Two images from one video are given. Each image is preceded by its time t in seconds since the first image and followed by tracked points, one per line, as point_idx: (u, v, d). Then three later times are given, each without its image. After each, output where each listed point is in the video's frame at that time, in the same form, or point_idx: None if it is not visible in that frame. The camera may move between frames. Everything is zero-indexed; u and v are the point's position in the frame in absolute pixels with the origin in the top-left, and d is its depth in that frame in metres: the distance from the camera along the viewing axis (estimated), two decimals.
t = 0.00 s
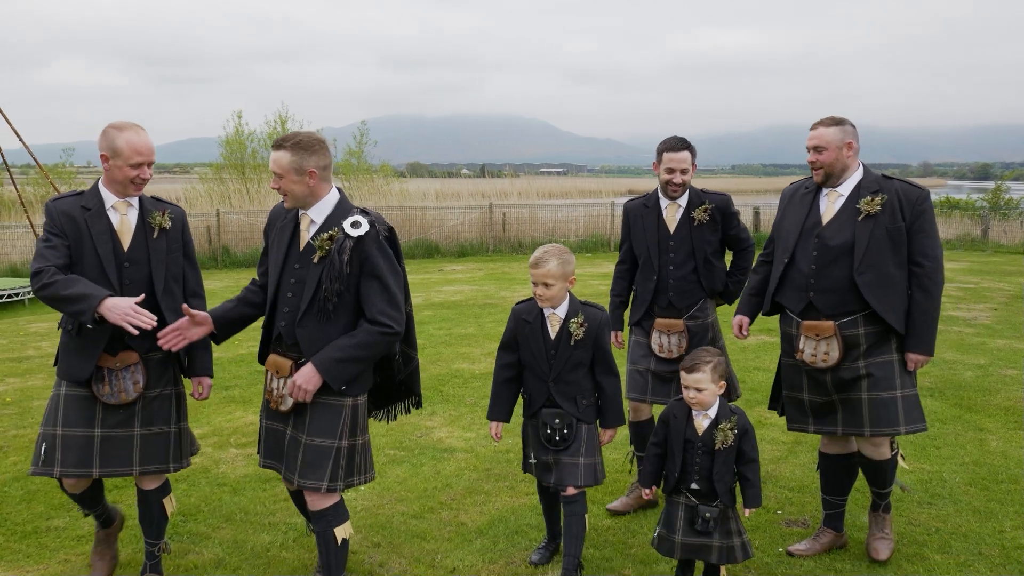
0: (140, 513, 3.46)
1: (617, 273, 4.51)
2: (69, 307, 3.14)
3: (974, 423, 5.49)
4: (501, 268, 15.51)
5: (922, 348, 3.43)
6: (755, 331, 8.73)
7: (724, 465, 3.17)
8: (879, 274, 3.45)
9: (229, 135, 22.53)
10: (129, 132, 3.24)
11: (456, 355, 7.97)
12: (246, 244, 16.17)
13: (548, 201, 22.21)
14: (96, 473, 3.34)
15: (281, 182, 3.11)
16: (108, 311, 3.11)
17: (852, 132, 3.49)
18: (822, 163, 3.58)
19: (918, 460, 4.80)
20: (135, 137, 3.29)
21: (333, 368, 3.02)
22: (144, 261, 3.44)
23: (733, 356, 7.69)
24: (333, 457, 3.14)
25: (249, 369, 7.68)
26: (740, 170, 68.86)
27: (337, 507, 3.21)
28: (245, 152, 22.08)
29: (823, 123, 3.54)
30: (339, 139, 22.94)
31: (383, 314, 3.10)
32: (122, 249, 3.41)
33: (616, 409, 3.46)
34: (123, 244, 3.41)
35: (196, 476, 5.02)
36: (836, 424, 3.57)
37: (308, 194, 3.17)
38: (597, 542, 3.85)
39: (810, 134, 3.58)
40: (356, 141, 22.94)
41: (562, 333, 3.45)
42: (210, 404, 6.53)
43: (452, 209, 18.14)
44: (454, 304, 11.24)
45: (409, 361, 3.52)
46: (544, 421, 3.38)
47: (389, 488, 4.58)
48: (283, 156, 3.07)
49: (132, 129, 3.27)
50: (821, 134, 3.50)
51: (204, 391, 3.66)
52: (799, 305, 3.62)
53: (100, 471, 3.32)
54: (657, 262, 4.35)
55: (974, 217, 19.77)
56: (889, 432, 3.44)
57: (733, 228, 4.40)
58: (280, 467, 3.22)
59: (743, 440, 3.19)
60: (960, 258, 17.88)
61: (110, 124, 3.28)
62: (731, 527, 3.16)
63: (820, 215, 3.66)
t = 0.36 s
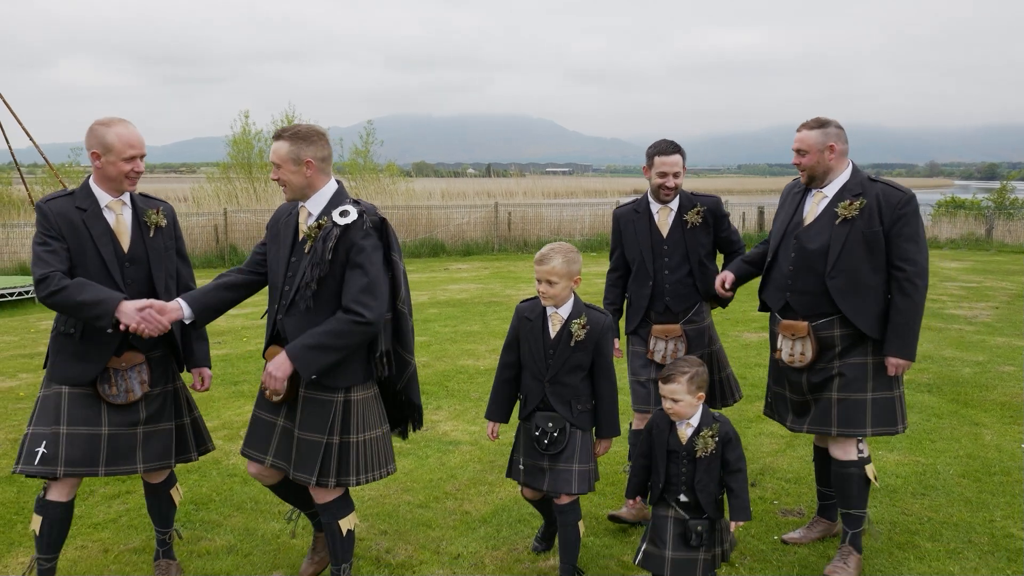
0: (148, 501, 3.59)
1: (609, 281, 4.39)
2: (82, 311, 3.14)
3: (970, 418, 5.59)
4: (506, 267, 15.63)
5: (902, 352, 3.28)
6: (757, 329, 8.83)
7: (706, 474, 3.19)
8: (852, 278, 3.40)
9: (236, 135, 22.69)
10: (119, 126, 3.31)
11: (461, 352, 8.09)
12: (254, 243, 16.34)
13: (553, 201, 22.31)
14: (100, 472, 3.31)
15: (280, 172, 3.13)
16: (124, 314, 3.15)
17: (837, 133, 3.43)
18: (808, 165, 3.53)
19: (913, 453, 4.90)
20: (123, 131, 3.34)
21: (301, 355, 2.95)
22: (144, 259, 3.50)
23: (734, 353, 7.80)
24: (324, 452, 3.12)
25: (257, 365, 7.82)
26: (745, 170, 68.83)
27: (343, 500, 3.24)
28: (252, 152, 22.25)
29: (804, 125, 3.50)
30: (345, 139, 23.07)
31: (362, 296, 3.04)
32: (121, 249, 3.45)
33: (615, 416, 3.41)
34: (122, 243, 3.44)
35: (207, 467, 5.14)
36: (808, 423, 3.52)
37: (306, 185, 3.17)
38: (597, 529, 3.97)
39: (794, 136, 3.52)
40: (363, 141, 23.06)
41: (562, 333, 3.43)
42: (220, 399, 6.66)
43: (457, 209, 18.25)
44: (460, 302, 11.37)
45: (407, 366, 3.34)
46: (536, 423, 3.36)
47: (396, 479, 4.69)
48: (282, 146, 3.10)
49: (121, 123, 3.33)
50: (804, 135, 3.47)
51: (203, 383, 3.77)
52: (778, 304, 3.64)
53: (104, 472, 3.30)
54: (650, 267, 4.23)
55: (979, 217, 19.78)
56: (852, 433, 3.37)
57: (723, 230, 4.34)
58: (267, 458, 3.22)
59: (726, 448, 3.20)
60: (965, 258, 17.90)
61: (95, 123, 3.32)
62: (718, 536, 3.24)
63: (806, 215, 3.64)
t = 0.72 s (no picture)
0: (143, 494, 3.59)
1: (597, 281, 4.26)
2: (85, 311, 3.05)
3: (964, 414, 5.68)
4: (509, 266, 15.73)
5: (868, 363, 3.23)
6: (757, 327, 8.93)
7: (691, 472, 3.15)
8: (828, 284, 3.37)
9: (241, 134, 22.80)
10: (94, 126, 3.20)
11: (464, 349, 8.19)
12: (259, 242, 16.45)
13: (557, 201, 22.41)
14: (92, 477, 3.24)
15: (264, 167, 3.17)
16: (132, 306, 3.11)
17: (829, 137, 3.39)
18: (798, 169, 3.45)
19: (907, 448, 4.99)
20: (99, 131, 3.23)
21: (290, 343, 2.97)
22: (127, 262, 3.41)
23: (734, 350, 7.89)
24: (329, 449, 3.16)
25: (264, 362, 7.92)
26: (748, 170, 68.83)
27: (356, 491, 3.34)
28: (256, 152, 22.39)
29: (798, 128, 3.46)
30: (349, 138, 23.17)
31: (347, 288, 3.05)
32: (104, 252, 3.34)
33: (608, 415, 3.38)
34: (105, 246, 3.34)
35: (215, 461, 5.24)
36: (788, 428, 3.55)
37: (290, 182, 3.21)
38: (596, 520, 4.08)
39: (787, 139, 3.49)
40: (367, 140, 23.12)
41: (555, 327, 3.45)
42: (227, 395, 6.77)
43: (461, 208, 18.34)
44: (463, 300, 11.48)
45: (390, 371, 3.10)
46: (530, 418, 3.39)
47: (400, 471, 4.77)
48: (269, 141, 3.14)
49: (96, 124, 3.22)
50: (795, 137, 3.43)
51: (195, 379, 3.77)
52: (758, 305, 3.64)
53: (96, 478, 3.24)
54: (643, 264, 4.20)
55: (982, 216, 19.81)
56: (829, 442, 3.38)
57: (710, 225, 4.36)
58: (260, 453, 3.19)
59: (712, 446, 3.14)
60: (966, 258, 17.96)
61: (68, 124, 3.20)
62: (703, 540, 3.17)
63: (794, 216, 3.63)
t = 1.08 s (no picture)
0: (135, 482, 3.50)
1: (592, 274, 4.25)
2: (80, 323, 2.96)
3: (959, 410, 5.78)
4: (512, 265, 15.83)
5: (839, 360, 3.27)
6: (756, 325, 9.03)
7: (683, 485, 3.03)
8: (812, 282, 3.41)
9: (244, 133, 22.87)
10: (90, 116, 3.07)
11: (467, 347, 8.29)
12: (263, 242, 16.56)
13: (559, 201, 22.53)
14: (112, 468, 3.16)
15: (238, 180, 3.13)
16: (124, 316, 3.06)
17: (824, 133, 3.43)
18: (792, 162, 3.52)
19: (901, 443, 5.09)
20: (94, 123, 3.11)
21: (274, 351, 2.95)
22: (124, 256, 3.27)
23: (733, 348, 8.00)
24: (326, 448, 3.16)
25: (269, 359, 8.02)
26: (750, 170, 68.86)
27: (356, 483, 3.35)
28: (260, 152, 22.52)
29: (795, 121, 3.49)
30: (352, 138, 23.26)
31: (327, 292, 3.04)
32: (103, 245, 3.19)
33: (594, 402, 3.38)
34: (104, 239, 3.19)
35: (223, 455, 5.32)
36: (769, 424, 3.63)
37: (266, 192, 3.18)
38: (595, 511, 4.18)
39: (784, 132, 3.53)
40: (370, 140, 23.21)
41: (550, 325, 3.41)
42: (234, 392, 6.86)
43: (464, 208, 18.43)
44: (465, 299, 11.59)
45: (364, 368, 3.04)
46: (534, 421, 3.33)
47: (403, 464, 4.83)
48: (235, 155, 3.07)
49: (91, 115, 3.10)
50: (792, 132, 3.47)
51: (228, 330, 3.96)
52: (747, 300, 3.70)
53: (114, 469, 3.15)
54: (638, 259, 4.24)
55: (983, 216, 19.88)
56: (809, 437, 3.44)
57: (698, 224, 4.44)
58: (263, 458, 3.17)
59: (705, 459, 3.03)
60: (967, 257, 18.02)
61: (60, 116, 3.06)
62: (692, 554, 3.06)
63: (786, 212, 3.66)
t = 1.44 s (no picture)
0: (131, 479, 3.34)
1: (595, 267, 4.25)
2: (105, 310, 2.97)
3: (953, 406, 5.87)
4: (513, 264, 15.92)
5: (818, 353, 3.27)
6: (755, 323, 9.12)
7: (676, 481, 3.04)
8: (795, 278, 3.46)
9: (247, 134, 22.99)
10: (100, 109, 3.16)
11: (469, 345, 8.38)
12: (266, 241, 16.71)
13: (560, 201, 22.61)
14: (121, 463, 3.17)
15: (202, 177, 3.10)
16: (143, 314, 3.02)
17: (811, 129, 3.50)
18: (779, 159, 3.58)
19: (895, 437, 5.19)
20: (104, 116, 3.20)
21: (207, 324, 2.85)
22: (132, 247, 3.35)
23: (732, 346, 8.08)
24: (305, 442, 3.15)
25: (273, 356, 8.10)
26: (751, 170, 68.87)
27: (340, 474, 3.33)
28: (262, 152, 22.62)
29: (782, 118, 3.56)
30: (354, 139, 23.38)
31: (273, 282, 2.96)
32: (114, 236, 3.27)
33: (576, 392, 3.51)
34: (114, 230, 3.27)
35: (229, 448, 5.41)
36: (749, 417, 3.66)
37: (231, 190, 3.16)
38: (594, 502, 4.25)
39: (771, 130, 3.59)
40: (372, 140, 23.32)
41: (543, 322, 3.34)
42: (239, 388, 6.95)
43: (466, 207, 18.53)
44: (467, 298, 11.68)
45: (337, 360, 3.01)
46: (530, 420, 3.22)
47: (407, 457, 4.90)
48: (199, 153, 3.05)
49: (99, 109, 3.18)
50: (779, 129, 3.53)
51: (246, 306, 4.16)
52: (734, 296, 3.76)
53: (124, 463, 3.17)
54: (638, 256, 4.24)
55: (983, 216, 19.95)
56: (793, 432, 3.49)
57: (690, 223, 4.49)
58: (238, 459, 3.13)
59: (700, 454, 3.05)
60: (966, 257, 18.09)
61: (70, 110, 3.14)
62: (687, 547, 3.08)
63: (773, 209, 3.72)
